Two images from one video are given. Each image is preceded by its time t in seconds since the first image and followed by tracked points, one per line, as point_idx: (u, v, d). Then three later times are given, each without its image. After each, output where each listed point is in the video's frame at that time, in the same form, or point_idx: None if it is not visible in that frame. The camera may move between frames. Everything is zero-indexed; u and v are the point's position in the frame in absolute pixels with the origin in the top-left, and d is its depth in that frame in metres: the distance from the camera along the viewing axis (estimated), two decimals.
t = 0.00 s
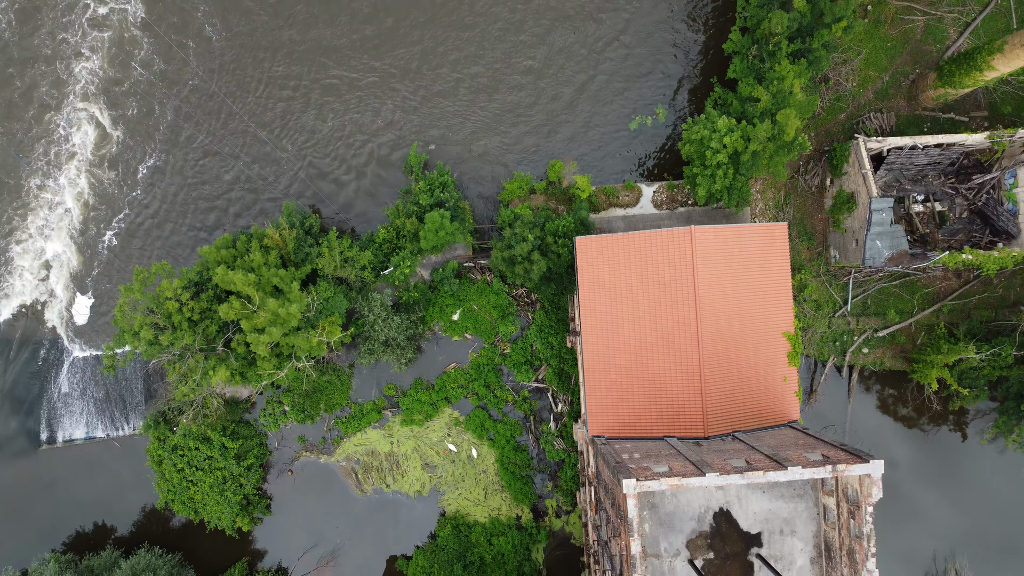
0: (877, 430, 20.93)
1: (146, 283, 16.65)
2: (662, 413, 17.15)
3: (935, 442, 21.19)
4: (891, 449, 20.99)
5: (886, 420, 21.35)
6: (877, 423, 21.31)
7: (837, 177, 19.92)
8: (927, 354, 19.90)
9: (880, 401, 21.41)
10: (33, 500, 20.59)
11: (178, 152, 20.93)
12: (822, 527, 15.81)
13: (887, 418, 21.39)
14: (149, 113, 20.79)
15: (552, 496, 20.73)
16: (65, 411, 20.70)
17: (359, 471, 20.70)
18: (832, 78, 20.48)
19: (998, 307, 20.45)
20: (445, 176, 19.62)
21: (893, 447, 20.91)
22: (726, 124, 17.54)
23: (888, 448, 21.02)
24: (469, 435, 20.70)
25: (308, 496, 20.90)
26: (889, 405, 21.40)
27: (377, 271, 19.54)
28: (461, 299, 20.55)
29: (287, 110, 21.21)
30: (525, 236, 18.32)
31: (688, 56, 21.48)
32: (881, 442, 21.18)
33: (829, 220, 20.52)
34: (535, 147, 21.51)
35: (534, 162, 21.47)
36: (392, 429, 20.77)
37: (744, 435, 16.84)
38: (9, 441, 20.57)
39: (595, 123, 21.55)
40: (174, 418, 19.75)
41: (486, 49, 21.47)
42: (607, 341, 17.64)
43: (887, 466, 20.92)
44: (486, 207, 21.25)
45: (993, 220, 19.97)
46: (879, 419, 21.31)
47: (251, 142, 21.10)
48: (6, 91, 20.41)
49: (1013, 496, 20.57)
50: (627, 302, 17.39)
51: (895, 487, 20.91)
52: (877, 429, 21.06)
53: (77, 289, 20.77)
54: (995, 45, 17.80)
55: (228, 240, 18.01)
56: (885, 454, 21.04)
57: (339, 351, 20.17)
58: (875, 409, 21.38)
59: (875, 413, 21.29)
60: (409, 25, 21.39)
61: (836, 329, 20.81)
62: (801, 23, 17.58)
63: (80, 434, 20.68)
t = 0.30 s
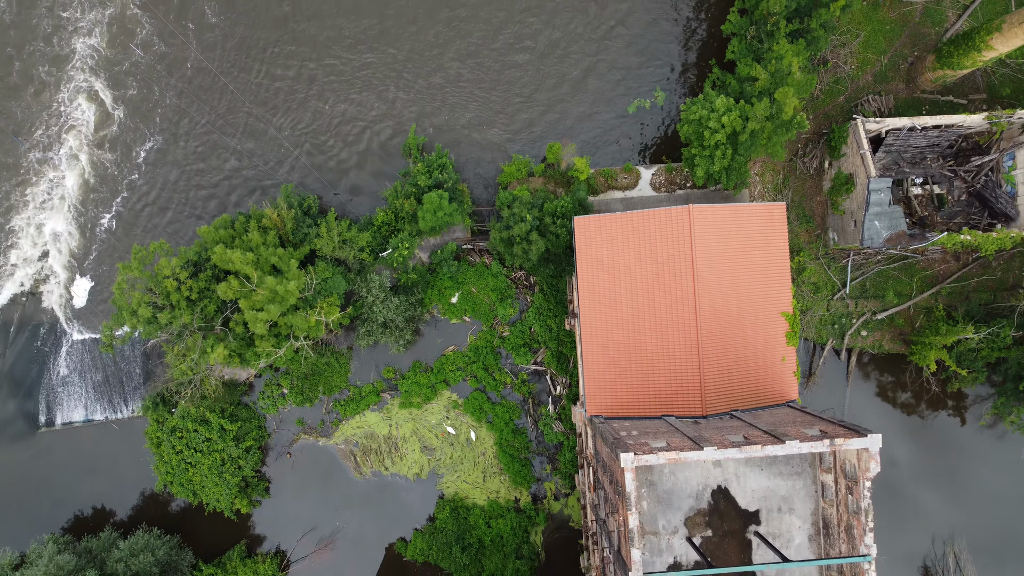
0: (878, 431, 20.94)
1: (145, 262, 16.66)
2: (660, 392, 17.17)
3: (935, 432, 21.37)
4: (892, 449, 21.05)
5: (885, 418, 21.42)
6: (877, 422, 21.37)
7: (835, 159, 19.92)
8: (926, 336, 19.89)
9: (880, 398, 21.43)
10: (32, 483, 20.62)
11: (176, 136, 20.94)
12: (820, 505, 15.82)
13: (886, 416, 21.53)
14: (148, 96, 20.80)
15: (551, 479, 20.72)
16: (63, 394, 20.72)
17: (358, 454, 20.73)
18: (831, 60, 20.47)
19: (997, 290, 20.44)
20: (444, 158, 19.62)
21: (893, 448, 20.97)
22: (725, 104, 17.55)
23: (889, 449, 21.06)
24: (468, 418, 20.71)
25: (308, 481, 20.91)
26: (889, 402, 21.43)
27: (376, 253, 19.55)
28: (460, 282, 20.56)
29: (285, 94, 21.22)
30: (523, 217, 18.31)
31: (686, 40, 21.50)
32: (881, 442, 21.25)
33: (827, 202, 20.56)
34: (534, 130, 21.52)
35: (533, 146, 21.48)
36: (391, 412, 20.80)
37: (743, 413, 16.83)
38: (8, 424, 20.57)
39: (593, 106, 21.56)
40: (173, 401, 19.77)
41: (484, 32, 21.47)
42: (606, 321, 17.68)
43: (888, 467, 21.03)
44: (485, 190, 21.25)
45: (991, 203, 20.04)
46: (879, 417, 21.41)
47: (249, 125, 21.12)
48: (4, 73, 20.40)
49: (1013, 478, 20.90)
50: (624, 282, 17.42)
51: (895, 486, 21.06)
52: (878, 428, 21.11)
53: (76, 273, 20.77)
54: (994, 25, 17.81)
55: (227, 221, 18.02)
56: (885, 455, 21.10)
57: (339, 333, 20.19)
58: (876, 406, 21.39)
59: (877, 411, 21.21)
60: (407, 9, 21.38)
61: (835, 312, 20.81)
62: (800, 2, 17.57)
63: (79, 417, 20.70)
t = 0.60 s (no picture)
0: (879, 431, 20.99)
1: (144, 241, 16.67)
2: (658, 371, 17.17)
3: (934, 421, 21.47)
4: (892, 448, 21.15)
5: (886, 416, 21.47)
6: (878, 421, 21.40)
7: (834, 141, 19.93)
8: (924, 318, 19.91)
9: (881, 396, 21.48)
10: (31, 466, 20.63)
11: (175, 119, 20.95)
12: (818, 482, 15.83)
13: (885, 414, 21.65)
14: (146, 78, 20.81)
15: (550, 462, 20.75)
16: (62, 377, 20.71)
17: (357, 436, 20.75)
18: (829, 43, 20.48)
19: (996, 273, 20.46)
20: (443, 140, 19.63)
21: (893, 447, 21.09)
22: (723, 84, 17.57)
23: (889, 449, 21.16)
24: (466, 400, 20.73)
25: (309, 464, 20.94)
26: (889, 399, 21.46)
27: (375, 236, 19.56)
28: (459, 265, 20.56)
29: (284, 77, 21.23)
30: (522, 197, 18.31)
31: (685, 24, 21.53)
32: (881, 441, 21.36)
33: (825, 184, 20.61)
34: (532, 114, 21.53)
35: (531, 129, 21.49)
36: (389, 395, 20.82)
37: (741, 392, 16.84)
38: (7, 407, 20.59)
39: (591, 90, 21.58)
40: (172, 382, 19.81)
41: (482, 16, 21.47)
42: (605, 301, 17.67)
43: (889, 466, 21.12)
44: (484, 173, 21.25)
45: (990, 185, 20.07)
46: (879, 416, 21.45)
47: (248, 109, 21.13)
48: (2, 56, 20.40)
49: (1012, 461, 21.13)
50: (622, 262, 17.43)
51: (896, 484, 21.20)
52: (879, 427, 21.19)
53: (74, 256, 20.78)
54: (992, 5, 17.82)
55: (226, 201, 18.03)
56: (886, 454, 21.20)
57: (338, 315, 20.21)
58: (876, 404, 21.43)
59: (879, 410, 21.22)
60: None
61: (833, 295, 20.83)
62: None
63: (78, 400, 20.71)
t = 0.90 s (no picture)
0: (879, 431, 20.97)
1: (142, 220, 16.68)
2: (656, 351, 17.19)
3: (932, 412, 21.53)
4: (892, 446, 21.15)
5: (885, 415, 21.46)
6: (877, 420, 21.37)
7: (832, 123, 19.97)
8: (922, 300, 19.91)
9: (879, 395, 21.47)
10: (30, 449, 20.67)
11: (173, 102, 20.97)
12: (816, 460, 15.86)
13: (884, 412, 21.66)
14: (145, 62, 20.83)
15: (548, 446, 20.80)
16: (61, 359, 20.72)
17: (355, 420, 20.77)
18: (827, 27, 20.50)
19: (994, 257, 20.49)
20: (441, 122, 19.64)
21: (893, 446, 21.08)
22: (721, 64, 17.60)
23: (888, 448, 21.16)
24: (465, 383, 20.74)
25: (307, 449, 20.96)
26: (888, 397, 21.47)
27: (374, 218, 19.57)
28: (457, 248, 20.57)
29: (282, 61, 21.26)
30: (520, 178, 18.32)
31: (683, 7, 21.57)
32: (880, 439, 21.36)
33: (824, 167, 20.64)
34: (531, 98, 21.54)
35: (530, 114, 21.50)
36: (388, 378, 20.83)
37: (739, 372, 16.85)
38: (6, 389, 20.60)
39: (590, 74, 21.60)
40: (171, 364, 19.86)
41: None
42: (603, 282, 17.67)
43: (888, 465, 21.14)
44: (483, 157, 21.26)
45: (988, 168, 20.11)
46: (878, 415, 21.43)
47: (246, 92, 21.14)
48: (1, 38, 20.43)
49: (1010, 445, 21.18)
50: (620, 243, 17.44)
51: (896, 482, 21.23)
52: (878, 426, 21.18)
53: (73, 239, 20.79)
54: None
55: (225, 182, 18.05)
56: (885, 453, 21.20)
57: (337, 298, 20.25)
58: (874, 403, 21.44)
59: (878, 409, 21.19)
60: None
61: (831, 278, 20.83)
62: None
63: (77, 383, 20.73)
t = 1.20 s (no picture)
0: (880, 431, 20.94)
1: (141, 199, 16.69)
2: (654, 330, 17.18)
3: (931, 404, 21.51)
4: (893, 446, 21.13)
5: (886, 414, 21.39)
6: (879, 420, 21.31)
7: (831, 106, 20.00)
8: (921, 283, 19.87)
9: (880, 395, 21.41)
10: (28, 433, 20.67)
11: (172, 85, 20.96)
12: (815, 438, 15.85)
13: (885, 411, 21.64)
14: (144, 45, 20.83)
15: (547, 429, 20.82)
16: (60, 342, 20.73)
17: (354, 403, 20.77)
18: (826, 9, 20.51)
19: (992, 240, 20.49)
20: (440, 104, 19.63)
21: (893, 446, 21.08)
22: (720, 44, 17.59)
23: (889, 448, 21.15)
24: (464, 366, 20.73)
25: (307, 438, 20.95)
26: (888, 396, 21.42)
27: (372, 201, 19.57)
28: (456, 231, 20.57)
29: (280, 44, 21.25)
30: (519, 159, 18.32)
31: None
32: (880, 438, 21.36)
33: (823, 150, 20.64)
34: (529, 81, 21.52)
35: (528, 97, 21.48)
36: (387, 361, 20.83)
37: (737, 351, 16.82)
38: (5, 372, 20.60)
39: (589, 58, 21.59)
40: (169, 347, 19.88)
41: None
42: (601, 262, 17.67)
43: (889, 465, 21.18)
44: (481, 141, 21.26)
45: (987, 150, 20.12)
46: (879, 415, 21.37)
47: (244, 76, 21.15)
48: None
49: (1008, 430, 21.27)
50: (618, 222, 17.42)
51: (895, 481, 21.32)
52: (880, 426, 21.15)
53: (72, 222, 20.79)
54: None
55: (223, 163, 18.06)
56: (886, 452, 21.21)
57: (336, 280, 20.28)
58: (875, 403, 21.38)
59: (879, 410, 21.13)
60: None
61: (830, 261, 20.83)
62: None
63: (76, 366, 20.73)
